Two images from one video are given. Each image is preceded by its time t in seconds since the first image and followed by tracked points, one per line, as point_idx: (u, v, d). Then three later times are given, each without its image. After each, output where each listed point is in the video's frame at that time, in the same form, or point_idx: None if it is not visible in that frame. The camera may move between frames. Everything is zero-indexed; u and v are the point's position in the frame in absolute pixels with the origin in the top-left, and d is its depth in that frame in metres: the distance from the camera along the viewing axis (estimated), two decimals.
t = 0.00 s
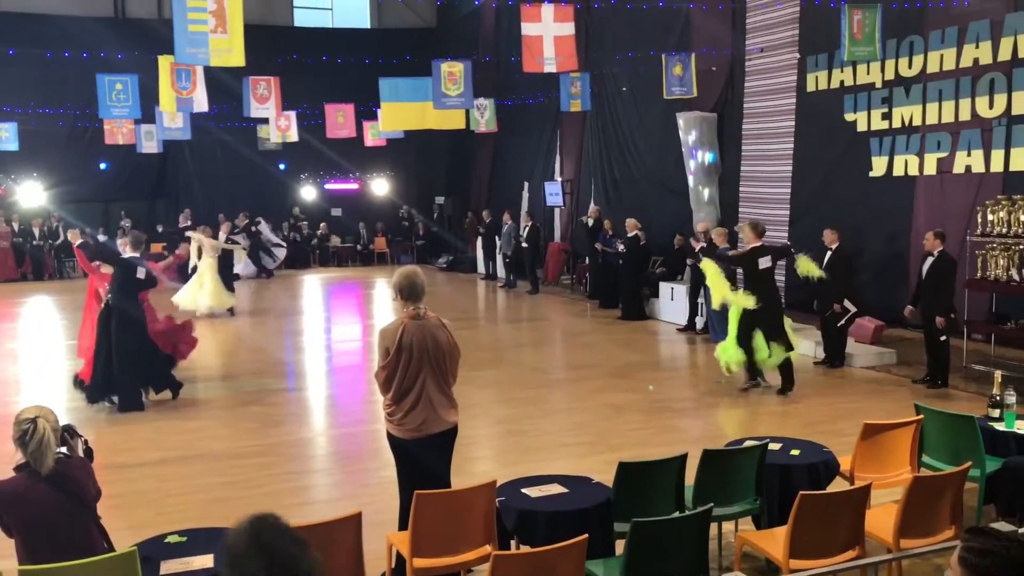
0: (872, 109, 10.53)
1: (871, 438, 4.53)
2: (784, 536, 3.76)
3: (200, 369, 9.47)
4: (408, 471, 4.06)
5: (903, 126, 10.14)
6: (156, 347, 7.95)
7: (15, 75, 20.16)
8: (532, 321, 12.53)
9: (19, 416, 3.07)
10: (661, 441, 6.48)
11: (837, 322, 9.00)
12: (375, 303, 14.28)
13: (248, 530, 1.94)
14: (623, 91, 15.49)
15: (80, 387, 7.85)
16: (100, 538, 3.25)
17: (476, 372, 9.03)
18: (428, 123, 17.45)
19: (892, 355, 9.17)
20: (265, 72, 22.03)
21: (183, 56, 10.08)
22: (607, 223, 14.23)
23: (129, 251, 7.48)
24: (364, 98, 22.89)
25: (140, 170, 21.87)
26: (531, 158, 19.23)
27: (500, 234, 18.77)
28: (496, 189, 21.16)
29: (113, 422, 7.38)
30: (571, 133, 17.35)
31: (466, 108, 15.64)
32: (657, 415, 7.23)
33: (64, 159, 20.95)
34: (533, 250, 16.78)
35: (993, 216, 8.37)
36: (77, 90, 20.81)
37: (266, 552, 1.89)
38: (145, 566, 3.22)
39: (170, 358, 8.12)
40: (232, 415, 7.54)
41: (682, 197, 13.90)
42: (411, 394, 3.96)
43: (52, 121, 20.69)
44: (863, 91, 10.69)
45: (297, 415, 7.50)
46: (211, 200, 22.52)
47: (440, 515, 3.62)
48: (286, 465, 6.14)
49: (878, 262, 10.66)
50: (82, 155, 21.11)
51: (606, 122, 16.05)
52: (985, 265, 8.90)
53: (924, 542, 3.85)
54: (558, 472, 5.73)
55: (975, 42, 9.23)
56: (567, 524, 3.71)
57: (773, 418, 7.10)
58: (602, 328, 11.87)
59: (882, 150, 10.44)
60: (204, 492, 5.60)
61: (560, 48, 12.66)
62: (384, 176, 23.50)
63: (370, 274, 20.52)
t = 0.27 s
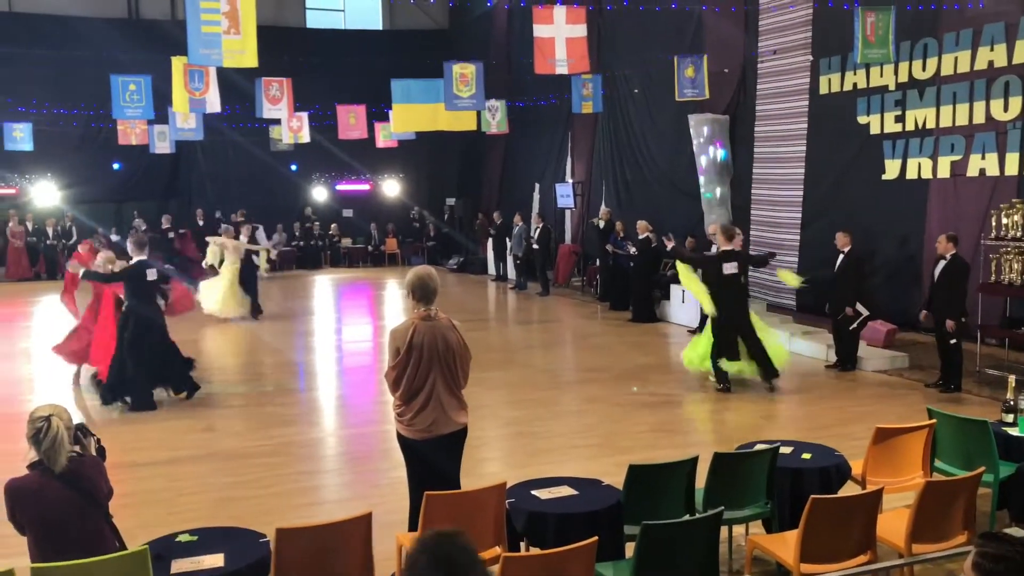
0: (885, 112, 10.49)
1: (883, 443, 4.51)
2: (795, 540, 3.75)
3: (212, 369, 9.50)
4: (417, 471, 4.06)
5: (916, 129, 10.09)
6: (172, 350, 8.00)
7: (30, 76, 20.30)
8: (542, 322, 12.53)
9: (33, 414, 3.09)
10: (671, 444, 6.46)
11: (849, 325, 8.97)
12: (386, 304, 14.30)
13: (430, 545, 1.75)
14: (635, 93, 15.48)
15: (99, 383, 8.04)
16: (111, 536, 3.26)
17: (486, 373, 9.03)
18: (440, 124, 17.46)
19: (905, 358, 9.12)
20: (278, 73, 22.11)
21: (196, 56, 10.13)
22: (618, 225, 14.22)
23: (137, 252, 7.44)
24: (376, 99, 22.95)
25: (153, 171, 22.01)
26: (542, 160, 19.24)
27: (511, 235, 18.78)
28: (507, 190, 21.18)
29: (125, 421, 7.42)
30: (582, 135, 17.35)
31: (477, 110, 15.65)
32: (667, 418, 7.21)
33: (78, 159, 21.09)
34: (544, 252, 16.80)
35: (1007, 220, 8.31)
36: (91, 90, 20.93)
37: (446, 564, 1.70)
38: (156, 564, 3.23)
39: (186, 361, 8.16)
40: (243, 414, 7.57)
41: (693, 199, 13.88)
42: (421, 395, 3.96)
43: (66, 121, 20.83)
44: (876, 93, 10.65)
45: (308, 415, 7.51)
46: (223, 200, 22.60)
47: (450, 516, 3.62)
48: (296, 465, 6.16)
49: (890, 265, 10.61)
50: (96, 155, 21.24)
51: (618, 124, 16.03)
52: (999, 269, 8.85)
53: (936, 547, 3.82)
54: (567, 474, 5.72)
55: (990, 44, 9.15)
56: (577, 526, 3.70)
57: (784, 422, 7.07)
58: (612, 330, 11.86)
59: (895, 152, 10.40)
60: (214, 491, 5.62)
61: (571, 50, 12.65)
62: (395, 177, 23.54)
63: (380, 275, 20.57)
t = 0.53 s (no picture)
0: (903, 113, 10.42)
1: (898, 446, 4.48)
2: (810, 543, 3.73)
3: (227, 368, 9.55)
4: (431, 472, 4.07)
5: (933, 130, 10.02)
6: (193, 349, 8.02)
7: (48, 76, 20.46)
8: (556, 323, 12.51)
9: (51, 411, 3.11)
10: (685, 446, 6.44)
11: (864, 327, 8.93)
12: (400, 304, 14.33)
13: (518, 532, 1.76)
14: (650, 94, 15.46)
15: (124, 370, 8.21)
16: (127, 534, 3.28)
17: (500, 374, 9.03)
18: (454, 125, 17.49)
19: (921, 361, 9.06)
20: (294, 74, 22.20)
21: (212, 57, 10.18)
22: (633, 226, 14.19)
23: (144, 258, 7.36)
24: (391, 100, 23.00)
25: (170, 171, 22.15)
26: (556, 161, 19.24)
27: (525, 236, 18.79)
28: (521, 191, 21.18)
29: (141, 420, 7.48)
30: (596, 136, 17.35)
31: (492, 110, 15.65)
32: (682, 420, 7.18)
33: (95, 159, 21.25)
34: (558, 253, 16.81)
35: None
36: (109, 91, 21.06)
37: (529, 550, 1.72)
38: (171, 562, 3.25)
39: (207, 358, 8.19)
40: (258, 413, 7.61)
41: (708, 200, 13.84)
42: (434, 395, 3.97)
43: (85, 121, 20.99)
44: (893, 94, 10.58)
45: (322, 415, 7.54)
46: (239, 201, 22.72)
47: (463, 517, 3.62)
48: (311, 464, 6.18)
49: (907, 267, 10.54)
50: (113, 156, 21.39)
51: (632, 124, 16.00)
52: (1017, 271, 8.78)
53: (952, 552, 3.79)
54: (580, 475, 5.71)
55: (1009, 44, 9.07)
56: (590, 527, 3.69)
57: (799, 424, 7.03)
58: (627, 331, 11.83)
59: (912, 153, 10.34)
60: (229, 490, 5.65)
61: (586, 51, 12.63)
62: (410, 178, 23.58)
63: (394, 275, 20.62)
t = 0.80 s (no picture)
0: (929, 111, 10.31)
1: (924, 448, 4.43)
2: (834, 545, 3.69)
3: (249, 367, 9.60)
4: (452, 471, 4.07)
5: (960, 128, 9.90)
6: (220, 348, 8.08)
7: (74, 78, 20.68)
8: (577, 323, 12.48)
9: (76, 409, 3.14)
10: (707, 446, 6.40)
11: (889, 328, 8.84)
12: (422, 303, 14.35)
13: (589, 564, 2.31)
14: (672, 93, 15.39)
15: (156, 363, 8.43)
16: (152, 531, 3.31)
17: (521, 374, 9.02)
18: (475, 125, 17.49)
19: (947, 362, 8.95)
20: (316, 74, 22.32)
21: (235, 58, 10.25)
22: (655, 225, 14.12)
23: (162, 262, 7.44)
24: (412, 100, 23.05)
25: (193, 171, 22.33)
26: (578, 160, 19.19)
27: (546, 235, 18.75)
28: (543, 191, 21.14)
29: (165, 418, 7.54)
30: (618, 135, 17.29)
31: (513, 110, 15.64)
32: (704, 421, 7.14)
33: (121, 160, 21.45)
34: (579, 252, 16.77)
35: None
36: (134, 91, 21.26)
37: None
38: (195, 559, 3.28)
39: (234, 357, 8.24)
40: (280, 412, 7.65)
41: (731, 199, 13.76)
42: (456, 394, 3.97)
43: (110, 122, 21.22)
44: (919, 92, 10.46)
45: (344, 413, 7.57)
46: (262, 201, 22.85)
47: (484, 517, 3.62)
48: (332, 462, 6.21)
49: (933, 266, 10.43)
50: (138, 156, 21.59)
51: (654, 123, 15.93)
52: None
53: (979, 555, 3.74)
54: (602, 476, 5.69)
55: None
56: (612, 528, 3.68)
57: (823, 425, 6.97)
58: (649, 331, 11.78)
59: (938, 152, 10.22)
60: (251, 487, 5.68)
61: (608, 50, 12.59)
62: (431, 178, 23.61)
63: (415, 274, 20.65)
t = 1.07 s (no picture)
0: (968, 106, 10.11)
1: (964, 449, 4.35)
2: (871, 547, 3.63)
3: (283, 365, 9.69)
4: (483, 469, 4.07)
5: (1001, 123, 9.69)
6: (252, 344, 8.16)
7: (111, 79, 20.99)
8: (609, 322, 12.42)
9: (113, 407, 3.17)
10: (741, 446, 6.34)
11: (926, 327, 8.69)
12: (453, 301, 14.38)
13: None
14: (705, 89, 15.27)
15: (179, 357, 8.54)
16: (188, 526, 3.34)
17: (553, 372, 9.01)
18: (506, 123, 17.50)
19: (987, 362, 8.79)
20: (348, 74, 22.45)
21: (268, 58, 10.34)
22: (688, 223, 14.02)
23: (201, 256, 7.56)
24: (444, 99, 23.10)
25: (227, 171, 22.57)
26: (609, 158, 19.12)
27: (578, 234, 18.71)
28: (574, 189, 21.09)
29: (200, 415, 7.63)
30: (650, 132, 17.20)
31: (544, 108, 15.61)
32: (737, 420, 7.07)
33: (157, 159, 21.75)
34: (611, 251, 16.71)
35: None
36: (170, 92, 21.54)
37: None
38: (230, 555, 3.31)
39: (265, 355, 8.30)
40: (314, 409, 7.72)
41: (765, 197, 13.63)
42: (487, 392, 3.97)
43: (146, 123, 21.50)
44: (958, 87, 10.27)
45: (376, 411, 7.61)
46: (295, 200, 23.04)
47: (516, 515, 3.61)
48: (365, 460, 6.24)
49: (973, 264, 10.23)
50: (174, 156, 21.86)
51: (687, 120, 15.82)
52: None
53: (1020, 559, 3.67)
54: (634, 475, 5.66)
55: None
56: (644, 528, 3.65)
57: (859, 425, 6.87)
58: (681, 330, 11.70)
59: (978, 148, 10.03)
60: (285, 484, 5.73)
61: (639, 47, 12.53)
62: (462, 176, 23.64)
63: (446, 273, 20.69)
